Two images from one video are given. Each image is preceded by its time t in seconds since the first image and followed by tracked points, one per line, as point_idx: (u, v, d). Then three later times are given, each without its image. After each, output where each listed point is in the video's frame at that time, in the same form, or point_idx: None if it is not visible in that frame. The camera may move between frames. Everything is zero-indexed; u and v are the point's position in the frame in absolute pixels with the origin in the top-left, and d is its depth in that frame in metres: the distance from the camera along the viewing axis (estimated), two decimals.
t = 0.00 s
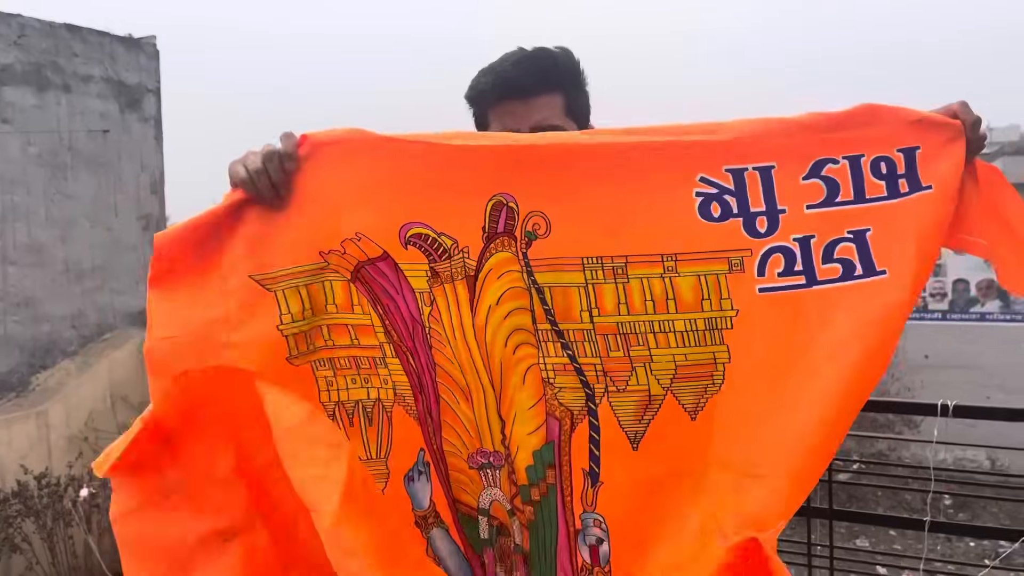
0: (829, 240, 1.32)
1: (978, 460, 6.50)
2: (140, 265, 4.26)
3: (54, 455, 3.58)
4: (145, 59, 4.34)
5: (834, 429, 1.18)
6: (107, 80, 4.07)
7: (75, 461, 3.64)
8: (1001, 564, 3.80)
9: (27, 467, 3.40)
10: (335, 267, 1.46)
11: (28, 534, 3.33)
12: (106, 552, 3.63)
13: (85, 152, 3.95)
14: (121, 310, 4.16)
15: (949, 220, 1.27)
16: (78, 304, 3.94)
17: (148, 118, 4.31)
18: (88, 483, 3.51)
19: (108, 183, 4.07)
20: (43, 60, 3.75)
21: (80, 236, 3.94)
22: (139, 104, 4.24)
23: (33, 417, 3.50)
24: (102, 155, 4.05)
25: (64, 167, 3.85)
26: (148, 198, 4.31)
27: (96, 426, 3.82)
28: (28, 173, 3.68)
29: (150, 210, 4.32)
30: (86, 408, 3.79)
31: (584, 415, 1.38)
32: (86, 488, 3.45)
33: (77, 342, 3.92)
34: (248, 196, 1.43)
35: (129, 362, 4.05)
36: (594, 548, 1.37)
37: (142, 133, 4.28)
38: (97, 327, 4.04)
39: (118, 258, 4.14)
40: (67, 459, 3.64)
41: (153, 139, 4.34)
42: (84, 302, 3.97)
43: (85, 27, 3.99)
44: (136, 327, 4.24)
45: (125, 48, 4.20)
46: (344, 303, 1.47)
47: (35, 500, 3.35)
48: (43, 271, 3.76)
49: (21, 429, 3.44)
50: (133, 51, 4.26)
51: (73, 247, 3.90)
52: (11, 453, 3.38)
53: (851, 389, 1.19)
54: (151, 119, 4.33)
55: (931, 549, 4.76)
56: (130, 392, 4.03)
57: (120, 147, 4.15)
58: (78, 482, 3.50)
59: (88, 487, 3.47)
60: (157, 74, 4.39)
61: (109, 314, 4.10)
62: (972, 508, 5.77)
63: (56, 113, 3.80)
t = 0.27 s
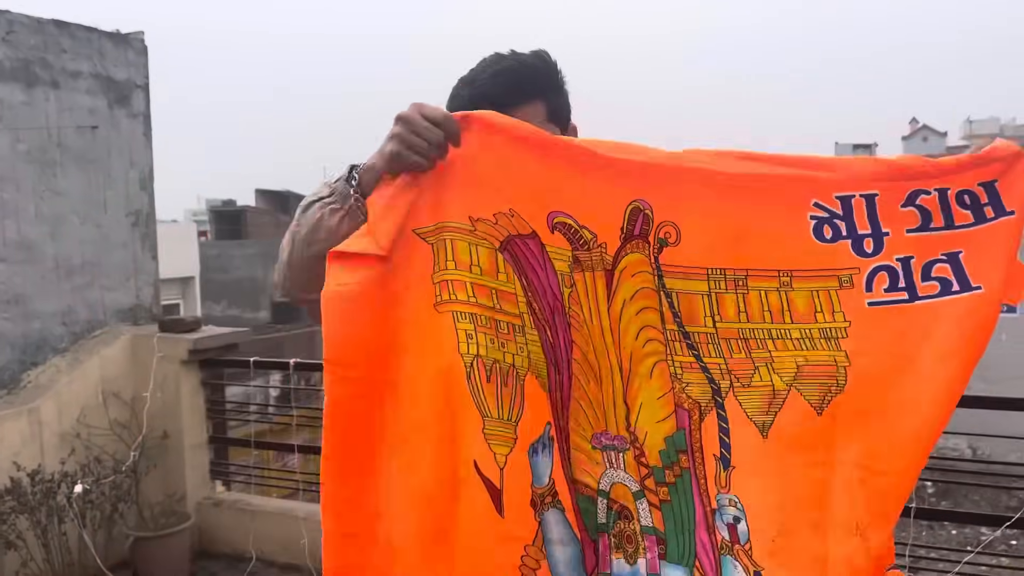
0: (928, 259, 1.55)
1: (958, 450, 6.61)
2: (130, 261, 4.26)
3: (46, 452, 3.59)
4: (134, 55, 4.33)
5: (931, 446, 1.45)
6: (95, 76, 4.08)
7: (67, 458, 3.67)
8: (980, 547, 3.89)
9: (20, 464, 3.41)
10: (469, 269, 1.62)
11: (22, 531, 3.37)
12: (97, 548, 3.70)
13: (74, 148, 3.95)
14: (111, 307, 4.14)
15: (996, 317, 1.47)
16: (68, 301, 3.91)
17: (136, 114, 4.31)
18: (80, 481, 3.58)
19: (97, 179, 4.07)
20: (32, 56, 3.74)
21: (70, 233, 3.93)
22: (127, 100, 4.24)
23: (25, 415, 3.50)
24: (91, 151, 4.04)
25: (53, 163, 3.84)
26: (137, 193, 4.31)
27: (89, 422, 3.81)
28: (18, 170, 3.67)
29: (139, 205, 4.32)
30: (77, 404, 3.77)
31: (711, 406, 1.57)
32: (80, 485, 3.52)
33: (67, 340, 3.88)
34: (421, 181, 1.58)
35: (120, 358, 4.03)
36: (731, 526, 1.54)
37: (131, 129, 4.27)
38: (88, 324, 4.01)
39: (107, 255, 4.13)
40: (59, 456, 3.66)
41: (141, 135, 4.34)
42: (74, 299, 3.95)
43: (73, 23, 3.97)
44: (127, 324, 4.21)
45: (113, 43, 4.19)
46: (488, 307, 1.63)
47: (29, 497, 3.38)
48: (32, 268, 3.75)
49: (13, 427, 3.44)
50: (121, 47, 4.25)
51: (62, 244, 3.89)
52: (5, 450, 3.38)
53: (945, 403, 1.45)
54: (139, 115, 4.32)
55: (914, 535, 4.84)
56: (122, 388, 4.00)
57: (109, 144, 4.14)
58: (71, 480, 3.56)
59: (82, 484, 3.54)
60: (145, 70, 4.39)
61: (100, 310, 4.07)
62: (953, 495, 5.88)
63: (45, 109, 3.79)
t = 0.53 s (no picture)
0: (881, 302, 1.48)
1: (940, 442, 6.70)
2: (118, 256, 4.25)
3: (36, 448, 3.57)
4: (120, 49, 4.32)
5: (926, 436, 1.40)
6: (82, 70, 4.06)
7: (57, 453, 3.66)
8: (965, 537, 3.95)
9: (10, 460, 3.41)
10: (592, 135, 1.11)
11: (13, 526, 3.36)
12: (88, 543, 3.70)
13: (60, 143, 3.92)
14: (99, 302, 4.12)
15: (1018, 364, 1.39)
16: (56, 296, 3.89)
17: (123, 108, 4.29)
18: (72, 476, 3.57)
19: (84, 174, 4.04)
20: (17, 50, 3.72)
21: (57, 227, 3.91)
22: (114, 94, 4.23)
23: (14, 410, 3.50)
24: (78, 145, 4.02)
25: (40, 158, 3.81)
26: (124, 187, 4.29)
27: (78, 418, 3.79)
28: (5, 164, 3.65)
29: (127, 200, 4.30)
30: (66, 400, 3.75)
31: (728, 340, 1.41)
32: (71, 480, 3.52)
33: (55, 335, 3.84)
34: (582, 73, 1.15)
35: (109, 353, 4.01)
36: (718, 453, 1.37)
37: (118, 123, 4.25)
38: (76, 319, 3.98)
39: (94, 250, 4.11)
40: (49, 451, 3.65)
41: (129, 129, 4.32)
42: (62, 294, 3.93)
43: (58, 16, 3.95)
44: (115, 319, 4.18)
45: (99, 37, 4.18)
46: (608, 178, 1.11)
47: (19, 492, 3.37)
48: (19, 263, 3.72)
49: (2, 422, 3.43)
50: (108, 41, 4.24)
51: (50, 239, 3.87)
52: None
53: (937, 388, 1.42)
54: (126, 109, 4.31)
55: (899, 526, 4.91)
56: (111, 383, 3.99)
57: (96, 138, 4.12)
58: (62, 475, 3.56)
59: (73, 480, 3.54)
60: (132, 64, 4.38)
61: (88, 306, 4.05)
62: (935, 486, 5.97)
63: (31, 103, 3.77)
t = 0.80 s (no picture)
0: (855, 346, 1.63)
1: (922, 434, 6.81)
2: (109, 251, 4.24)
3: (28, 443, 3.58)
4: (110, 43, 4.33)
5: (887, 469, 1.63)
6: (72, 64, 4.06)
7: (50, 448, 3.67)
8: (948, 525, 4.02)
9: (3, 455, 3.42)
10: (713, 109, 1.06)
11: (6, 521, 3.36)
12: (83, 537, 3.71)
13: (51, 138, 3.91)
14: (90, 297, 4.12)
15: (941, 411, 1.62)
16: (47, 291, 3.88)
17: (113, 103, 4.29)
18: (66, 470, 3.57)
19: (74, 169, 4.04)
20: (8, 44, 3.72)
21: (48, 222, 3.90)
22: (104, 89, 4.23)
23: (7, 405, 3.51)
24: (69, 140, 4.01)
25: (30, 153, 3.81)
26: (115, 182, 4.28)
27: (70, 413, 3.79)
28: None
29: (117, 195, 4.30)
30: (58, 396, 3.75)
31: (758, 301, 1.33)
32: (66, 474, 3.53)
33: (46, 330, 3.85)
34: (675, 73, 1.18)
35: (101, 348, 4.01)
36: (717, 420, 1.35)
37: (108, 118, 4.25)
38: (67, 314, 3.97)
39: (85, 245, 4.10)
40: (42, 446, 3.66)
41: (119, 124, 4.32)
42: (53, 290, 3.92)
43: (48, 11, 3.95)
44: (106, 314, 4.19)
45: (89, 32, 4.18)
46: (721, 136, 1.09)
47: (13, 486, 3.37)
48: (10, 259, 3.71)
49: None
50: (97, 35, 4.24)
51: (41, 234, 3.86)
52: None
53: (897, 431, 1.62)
54: (116, 104, 4.31)
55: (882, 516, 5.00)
56: (103, 377, 3.99)
57: (87, 133, 4.11)
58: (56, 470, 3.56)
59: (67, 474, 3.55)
60: (122, 59, 4.38)
61: (79, 301, 4.05)
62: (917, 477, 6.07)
63: (22, 98, 3.77)
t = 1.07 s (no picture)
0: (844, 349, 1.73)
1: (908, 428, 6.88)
2: (103, 247, 4.24)
3: (23, 439, 3.59)
4: (105, 39, 4.33)
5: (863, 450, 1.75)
6: (67, 61, 4.06)
7: (46, 444, 3.68)
8: (935, 518, 4.08)
9: None
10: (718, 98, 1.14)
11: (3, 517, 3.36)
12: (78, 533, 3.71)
13: (46, 134, 3.92)
14: (85, 294, 4.12)
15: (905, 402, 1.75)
16: (42, 287, 3.88)
17: (107, 99, 4.30)
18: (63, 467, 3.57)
19: (69, 165, 4.04)
20: (3, 40, 3.72)
21: (43, 218, 3.90)
22: (98, 85, 4.23)
23: (3, 402, 3.50)
24: (63, 136, 4.01)
25: (25, 149, 3.81)
26: (109, 178, 4.29)
27: (65, 409, 3.80)
28: None
29: (112, 191, 4.30)
30: (53, 392, 3.74)
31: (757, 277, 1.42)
32: (63, 470, 3.53)
33: (41, 326, 3.85)
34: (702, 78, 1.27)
35: (96, 344, 4.01)
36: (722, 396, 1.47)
37: (102, 114, 4.25)
38: (61, 310, 3.98)
39: (80, 241, 4.10)
40: (38, 442, 3.66)
41: (113, 120, 4.33)
42: (48, 286, 3.92)
43: (43, 7, 3.95)
44: (101, 310, 4.20)
45: (83, 28, 4.19)
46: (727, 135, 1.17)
47: (11, 482, 3.37)
48: (5, 254, 3.70)
49: None
50: (92, 31, 4.24)
51: (36, 230, 3.86)
52: None
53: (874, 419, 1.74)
54: (110, 100, 4.32)
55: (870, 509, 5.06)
56: (98, 374, 3.99)
57: (81, 129, 4.11)
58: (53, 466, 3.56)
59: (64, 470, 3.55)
60: (116, 54, 4.38)
61: (73, 297, 4.05)
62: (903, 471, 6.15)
63: (17, 93, 3.77)
